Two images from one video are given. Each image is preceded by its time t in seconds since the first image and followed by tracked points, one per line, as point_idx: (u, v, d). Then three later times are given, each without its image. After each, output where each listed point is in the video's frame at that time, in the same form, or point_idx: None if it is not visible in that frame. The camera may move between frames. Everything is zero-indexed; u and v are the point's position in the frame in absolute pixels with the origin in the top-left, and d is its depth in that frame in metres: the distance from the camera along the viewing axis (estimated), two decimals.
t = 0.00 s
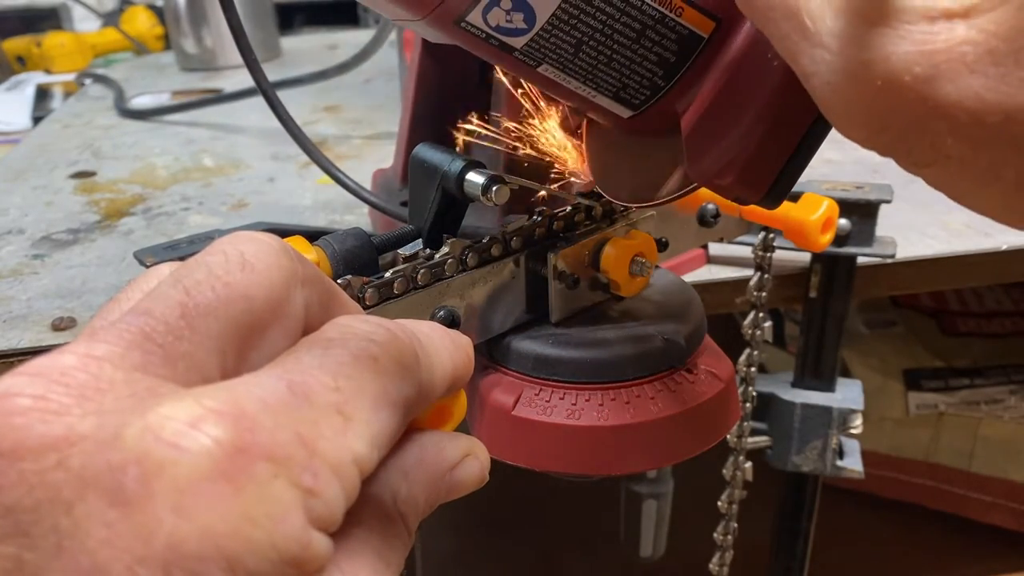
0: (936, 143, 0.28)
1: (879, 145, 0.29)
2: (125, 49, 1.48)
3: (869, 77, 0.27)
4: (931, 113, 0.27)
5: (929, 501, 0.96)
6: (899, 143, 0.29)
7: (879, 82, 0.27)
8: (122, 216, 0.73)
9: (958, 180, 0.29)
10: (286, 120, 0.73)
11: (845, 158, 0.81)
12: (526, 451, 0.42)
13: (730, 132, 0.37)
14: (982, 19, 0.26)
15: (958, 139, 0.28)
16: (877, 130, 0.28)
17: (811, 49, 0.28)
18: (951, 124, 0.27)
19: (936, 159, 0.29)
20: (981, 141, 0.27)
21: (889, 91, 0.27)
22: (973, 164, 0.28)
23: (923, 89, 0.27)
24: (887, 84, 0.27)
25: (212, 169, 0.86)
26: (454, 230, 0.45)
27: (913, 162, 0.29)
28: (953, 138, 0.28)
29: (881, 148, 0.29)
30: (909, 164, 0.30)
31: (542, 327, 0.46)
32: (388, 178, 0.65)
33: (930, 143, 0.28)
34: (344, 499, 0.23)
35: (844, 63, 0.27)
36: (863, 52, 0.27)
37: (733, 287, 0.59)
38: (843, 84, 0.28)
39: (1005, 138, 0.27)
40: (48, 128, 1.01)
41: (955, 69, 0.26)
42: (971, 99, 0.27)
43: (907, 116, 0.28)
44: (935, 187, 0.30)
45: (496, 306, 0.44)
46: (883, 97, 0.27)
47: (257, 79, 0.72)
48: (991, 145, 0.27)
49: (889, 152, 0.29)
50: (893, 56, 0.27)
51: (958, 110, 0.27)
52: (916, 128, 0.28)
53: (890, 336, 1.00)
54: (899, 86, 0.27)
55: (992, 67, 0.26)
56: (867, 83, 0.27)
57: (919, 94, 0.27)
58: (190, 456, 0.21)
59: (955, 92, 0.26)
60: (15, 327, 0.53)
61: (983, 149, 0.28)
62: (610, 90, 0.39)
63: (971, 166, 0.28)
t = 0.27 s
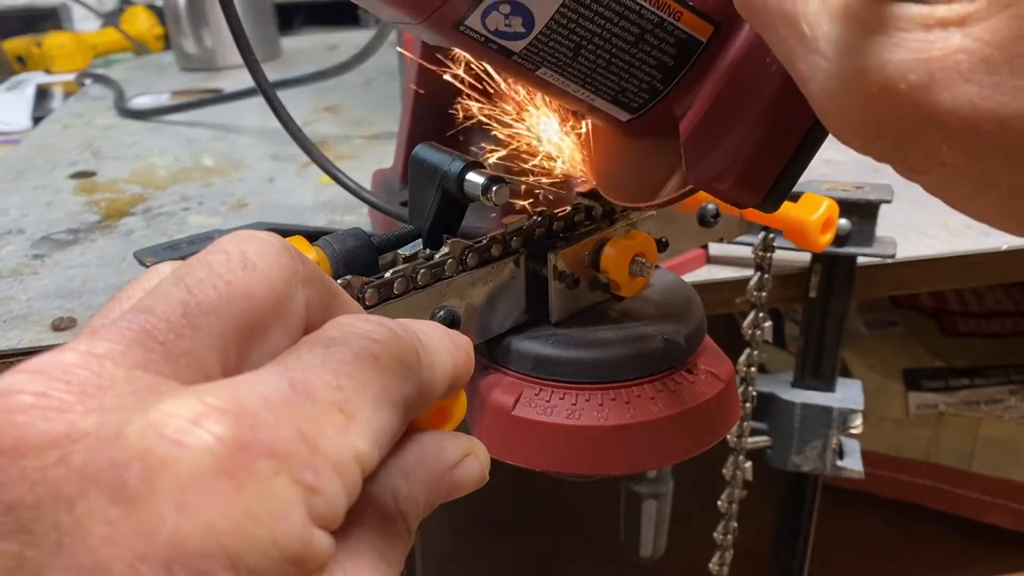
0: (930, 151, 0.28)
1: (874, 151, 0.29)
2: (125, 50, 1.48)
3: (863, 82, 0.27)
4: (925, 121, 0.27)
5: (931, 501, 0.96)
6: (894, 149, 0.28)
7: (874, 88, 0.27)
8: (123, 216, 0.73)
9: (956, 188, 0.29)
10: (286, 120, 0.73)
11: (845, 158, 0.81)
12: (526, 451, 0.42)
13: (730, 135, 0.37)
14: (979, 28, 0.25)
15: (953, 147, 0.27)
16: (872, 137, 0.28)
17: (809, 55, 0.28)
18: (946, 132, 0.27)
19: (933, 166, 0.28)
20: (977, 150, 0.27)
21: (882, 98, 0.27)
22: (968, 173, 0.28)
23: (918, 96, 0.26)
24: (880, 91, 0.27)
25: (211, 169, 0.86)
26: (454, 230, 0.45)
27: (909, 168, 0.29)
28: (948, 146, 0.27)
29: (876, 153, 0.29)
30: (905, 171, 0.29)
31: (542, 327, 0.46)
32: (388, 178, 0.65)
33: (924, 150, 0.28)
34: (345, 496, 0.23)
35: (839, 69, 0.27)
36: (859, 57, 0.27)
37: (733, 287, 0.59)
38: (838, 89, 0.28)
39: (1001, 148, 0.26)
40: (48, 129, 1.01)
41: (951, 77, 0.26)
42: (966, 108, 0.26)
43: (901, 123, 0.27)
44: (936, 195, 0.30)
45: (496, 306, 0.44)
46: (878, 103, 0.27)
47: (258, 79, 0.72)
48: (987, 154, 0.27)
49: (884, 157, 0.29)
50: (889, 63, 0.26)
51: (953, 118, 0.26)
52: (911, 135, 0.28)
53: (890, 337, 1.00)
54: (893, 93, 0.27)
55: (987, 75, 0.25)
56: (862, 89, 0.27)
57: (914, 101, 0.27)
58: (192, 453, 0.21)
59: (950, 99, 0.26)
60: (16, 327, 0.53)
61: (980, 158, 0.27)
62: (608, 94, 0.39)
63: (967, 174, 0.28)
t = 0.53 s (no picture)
0: (930, 149, 0.28)
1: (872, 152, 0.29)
2: (125, 50, 1.48)
3: (863, 81, 0.27)
4: (924, 119, 0.27)
5: (931, 501, 0.95)
6: (892, 148, 0.28)
7: (873, 87, 0.27)
8: (123, 216, 0.73)
9: (953, 188, 0.29)
10: (286, 120, 0.73)
11: (845, 158, 0.81)
12: (526, 451, 0.42)
13: (730, 134, 0.37)
14: (976, 27, 0.26)
15: (951, 145, 0.27)
16: (870, 137, 0.28)
17: (807, 54, 0.28)
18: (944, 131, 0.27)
19: (930, 166, 0.28)
20: (976, 148, 0.27)
21: (881, 97, 0.27)
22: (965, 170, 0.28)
23: (916, 96, 0.26)
24: (880, 90, 0.27)
25: (211, 169, 0.86)
26: (454, 230, 0.45)
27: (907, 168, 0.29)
28: (947, 145, 0.27)
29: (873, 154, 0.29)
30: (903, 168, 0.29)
31: (542, 327, 0.46)
32: (388, 178, 0.65)
33: (922, 148, 0.28)
34: (345, 496, 0.23)
35: (839, 67, 0.27)
36: (858, 57, 0.27)
37: (733, 287, 0.59)
38: (837, 89, 0.28)
39: (998, 148, 0.27)
40: (48, 129, 1.01)
41: (949, 77, 0.26)
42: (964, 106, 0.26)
43: (900, 121, 0.27)
44: (932, 195, 0.30)
45: (496, 307, 0.44)
46: (877, 102, 0.27)
47: (258, 79, 0.72)
48: (985, 154, 0.27)
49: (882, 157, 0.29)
50: (888, 63, 0.26)
51: (951, 118, 0.26)
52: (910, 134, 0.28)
53: (890, 337, 0.99)
54: (893, 91, 0.27)
55: (986, 75, 0.26)
56: (861, 89, 0.27)
57: (912, 100, 0.27)
58: (193, 452, 0.21)
59: (949, 99, 0.26)
60: (15, 327, 0.53)
61: (976, 158, 0.27)
62: (608, 94, 0.39)
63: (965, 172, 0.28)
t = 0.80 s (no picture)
0: (928, 152, 0.28)
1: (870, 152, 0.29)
2: (125, 50, 1.48)
3: (860, 84, 0.27)
4: (922, 122, 0.27)
5: (930, 501, 0.96)
6: (890, 149, 0.28)
7: (871, 90, 0.27)
8: (122, 216, 0.73)
9: (954, 191, 0.29)
10: (286, 120, 0.73)
11: (845, 157, 0.81)
12: (526, 451, 0.42)
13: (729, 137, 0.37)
14: (975, 31, 0.25)
15: (949, 148, 0.27)
16: (868, 138, 0.28)
17: (806, 57, 0.28)
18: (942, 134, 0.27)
19: (930, 168, 0.28)
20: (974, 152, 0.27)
21: (878, 99, 0.27)
22: (966, 174, 0.27)
23: (914, 98, 0.26)
24: (877, 92, 0.27)
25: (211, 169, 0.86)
26: (454, 231, 0.45)
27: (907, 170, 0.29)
28: (945, 149, 0.27)
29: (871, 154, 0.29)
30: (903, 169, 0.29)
31: (542, 327, 0.46)
32: (388, 178, 0.65)
33: (920, 151, 0.28)
34: (345, 495, 0.23)
35: (837, 71, 0.27)
36: (856, 60, 0.27)
37: (733, 287, 0.59)
38: (835, 91, 0.28)
39: (998, 151, 0.26)
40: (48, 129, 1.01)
41: (947, 81, 0.26)
42: (963, 110, 0.26)
43: (898, 123, 0.27)
44: (934, 196, 0.30)
45: (496, 307, 0.44)
46: (874, 105, 0.27)
47: (258, 78, 0.72)
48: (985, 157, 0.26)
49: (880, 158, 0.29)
50: (885, 66, 0.26)
51: (950, 121, 0.26)
52: (908, 136, 0.27)
53: (890, 337, 0.99)
54: (891, 94, 0.27)
55: (984, 79, 0.25)
56: (859, 91, 0.27)
57: (910, 103, 0.26)
58: (193, 452, 0.21)
59: (947, 102, 0.26)
60: (15, 327, 0.53)
61: (977, 161, 0.27)
62: (608, 95, 0.39)
63: (965, 175, 0.28)
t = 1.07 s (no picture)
0: (926, 156, 0.27)
1: (867, 156, 0.28)
2: (125, 50, 1.48)
3: (857, 85, 0.27)
4: (918, 125, 0.26)
5: (930, 501, 0.97)
6: (888, 153, 0.28)
7: (867, 91, 0.26)
8: (122, 216, 0.73)
9: (955, 197, 0.28)
10: (286, 120, 0.73)
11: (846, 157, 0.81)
12: (526, 451, 0.42)
13: (728, 139, 0.37)
14: (974, 35, 0.24)
15: (947, 152, 0.26)
16: (865, 140, 0.28)
17: (805, 61, 0.28)
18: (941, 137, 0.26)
19: (930, 173, 0.28)
20: (971, 158, 0.26)
21: (874, 101, 0.26)
22: (965, 180, 0.27)
23: (912, 102, 0.26)
24: (873, 95, 0.26)
25: (211, 169, 0.86)
26: (454, 231, 0.45)
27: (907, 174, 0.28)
28: (942, 154, 0.26)
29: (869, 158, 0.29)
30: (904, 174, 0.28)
31: (542, 327, 0.46)
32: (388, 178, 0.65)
33: (918, 155, 0.27)
34: (344, 495, 0.23)
35: (835, 73, 0.27)
36: (853, 61, 0.26)
37: (733, 287, 0.59)
38: (834, 92, 0.27)
39: (997, 158, 0.25)
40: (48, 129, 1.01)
41: (944, 85, 0.25)
42: (960, 114, 0.25)
43: (894, 126, 0.27)
44: (935, 202, 0.29)
45: (496, 307, 0.44)
46: (871, 107, 0.27)
47: (258, 78, 0.72)
48: (984, 164, 0.26)
49: (879, 162, 0.28)
50: (883, 69, 0.26)
51: (947, 125, 0.25)
52: (905, 139, 0.27)
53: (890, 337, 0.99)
54: (888, 97, 0.26)
55: (980, 84, 0.24)
56: (857, 93, 0.27)
57: (906, 105, 0.26)
58: (192, 451, 0.21)
59: (943, 107, 0.25)
60: (16, 327, 0.53)
61: (977, 167, 0.26)
62: (606, 97, 0.39)
63: (965, 182, 0.27)
